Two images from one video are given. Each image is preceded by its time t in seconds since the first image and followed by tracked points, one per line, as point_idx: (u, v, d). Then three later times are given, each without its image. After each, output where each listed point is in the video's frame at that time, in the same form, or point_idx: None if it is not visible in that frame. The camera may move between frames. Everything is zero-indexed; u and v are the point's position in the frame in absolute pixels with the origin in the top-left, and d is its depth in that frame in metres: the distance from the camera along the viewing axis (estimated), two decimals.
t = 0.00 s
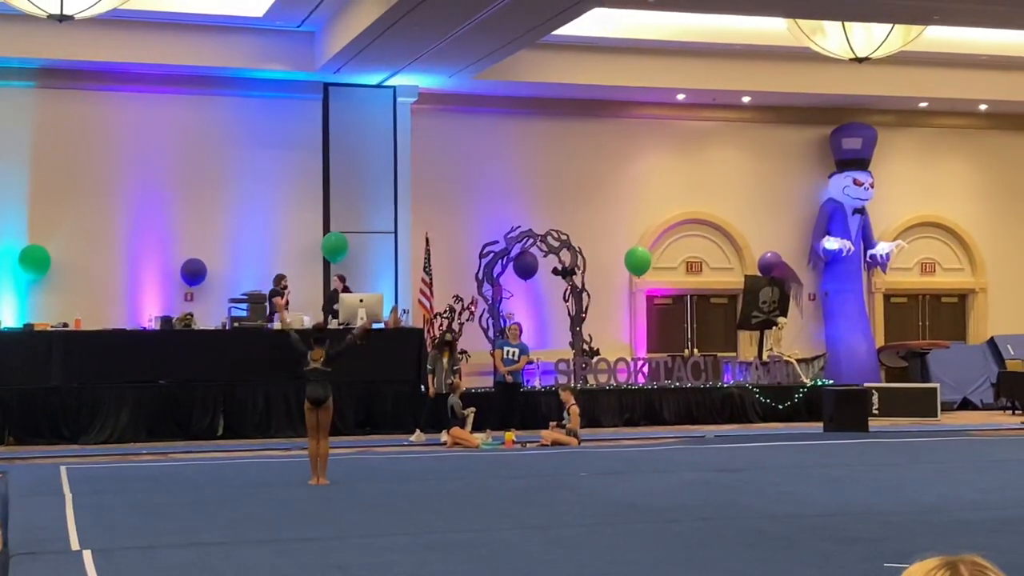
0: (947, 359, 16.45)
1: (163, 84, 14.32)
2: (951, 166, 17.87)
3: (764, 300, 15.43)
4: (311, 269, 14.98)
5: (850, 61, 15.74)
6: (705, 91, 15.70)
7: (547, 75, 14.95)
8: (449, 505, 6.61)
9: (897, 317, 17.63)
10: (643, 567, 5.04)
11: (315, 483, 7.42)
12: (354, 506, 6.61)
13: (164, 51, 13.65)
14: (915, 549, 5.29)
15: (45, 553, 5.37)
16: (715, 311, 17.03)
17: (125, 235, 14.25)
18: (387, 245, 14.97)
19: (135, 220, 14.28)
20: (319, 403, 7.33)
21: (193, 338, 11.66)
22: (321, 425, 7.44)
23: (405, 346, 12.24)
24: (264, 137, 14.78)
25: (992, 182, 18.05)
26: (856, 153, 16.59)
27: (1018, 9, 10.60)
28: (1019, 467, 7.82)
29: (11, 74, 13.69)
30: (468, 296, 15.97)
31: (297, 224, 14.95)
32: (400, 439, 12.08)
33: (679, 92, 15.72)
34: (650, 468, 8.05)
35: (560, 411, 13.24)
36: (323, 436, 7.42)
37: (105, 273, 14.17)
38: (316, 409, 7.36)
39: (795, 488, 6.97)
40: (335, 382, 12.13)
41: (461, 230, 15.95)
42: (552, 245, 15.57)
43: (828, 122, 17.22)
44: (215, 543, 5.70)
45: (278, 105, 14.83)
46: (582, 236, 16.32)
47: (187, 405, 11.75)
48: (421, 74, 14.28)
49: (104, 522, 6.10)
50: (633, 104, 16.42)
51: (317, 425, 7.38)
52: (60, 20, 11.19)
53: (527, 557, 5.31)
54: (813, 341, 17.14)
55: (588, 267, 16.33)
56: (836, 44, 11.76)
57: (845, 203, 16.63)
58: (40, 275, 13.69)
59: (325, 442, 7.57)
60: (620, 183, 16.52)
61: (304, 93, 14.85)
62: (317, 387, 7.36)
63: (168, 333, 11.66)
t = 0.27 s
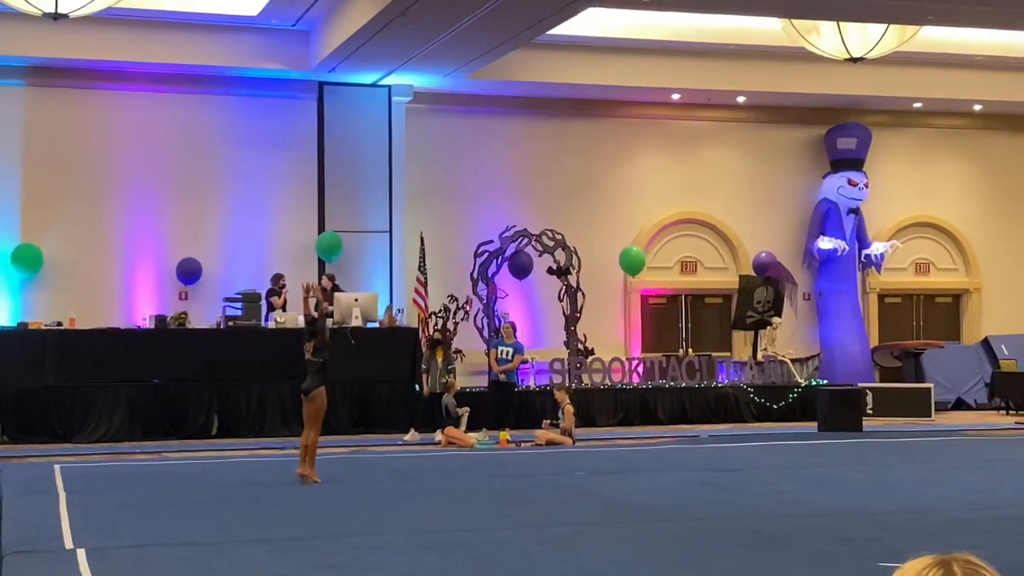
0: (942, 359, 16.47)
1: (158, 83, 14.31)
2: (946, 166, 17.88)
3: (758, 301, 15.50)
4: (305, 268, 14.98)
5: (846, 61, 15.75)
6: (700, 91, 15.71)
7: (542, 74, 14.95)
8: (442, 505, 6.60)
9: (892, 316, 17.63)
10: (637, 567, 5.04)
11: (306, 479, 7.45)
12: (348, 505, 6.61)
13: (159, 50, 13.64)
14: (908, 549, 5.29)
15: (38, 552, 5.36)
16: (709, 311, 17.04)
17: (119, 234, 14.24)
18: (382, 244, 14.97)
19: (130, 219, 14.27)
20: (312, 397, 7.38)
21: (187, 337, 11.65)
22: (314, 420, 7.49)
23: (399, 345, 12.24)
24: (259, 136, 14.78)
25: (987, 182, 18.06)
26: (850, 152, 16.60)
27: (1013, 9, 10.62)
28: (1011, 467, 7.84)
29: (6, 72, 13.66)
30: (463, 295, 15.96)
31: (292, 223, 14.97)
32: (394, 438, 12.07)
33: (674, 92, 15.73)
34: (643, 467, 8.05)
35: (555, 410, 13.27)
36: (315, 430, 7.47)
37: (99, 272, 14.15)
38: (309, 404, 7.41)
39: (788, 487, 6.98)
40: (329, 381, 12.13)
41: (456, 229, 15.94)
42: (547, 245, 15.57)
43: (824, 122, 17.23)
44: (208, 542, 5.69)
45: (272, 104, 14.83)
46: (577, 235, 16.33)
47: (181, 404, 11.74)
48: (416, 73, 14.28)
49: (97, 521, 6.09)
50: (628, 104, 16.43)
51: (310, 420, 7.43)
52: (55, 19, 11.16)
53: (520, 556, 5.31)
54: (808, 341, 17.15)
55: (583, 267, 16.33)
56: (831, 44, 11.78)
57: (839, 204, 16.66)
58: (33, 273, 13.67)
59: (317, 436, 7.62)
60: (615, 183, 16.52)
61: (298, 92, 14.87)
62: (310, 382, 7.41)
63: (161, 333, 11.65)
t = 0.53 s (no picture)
0: (937, 357, 16.49)
1: (154, 80, 14.30)
2: (941, 163, 17.89)
3: (754, 298, 15.41)
4: (301, 265, 14.97)
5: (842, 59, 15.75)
6: (696, 89, 15.71)
7: (537, 72, 14.94)
8: (436, 502, 6.60)
9: (887, 314, 17.64)
10: (631, 564, 5.04)
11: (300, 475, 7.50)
12: (342, 503, 6.60)
13: (154, 47, 13.63)
14: (902, 547, 5.29)
15: (31, 550, 5.35)
16: (705, 309, 17.05)
17: (115, 231, 14.23)
18: (377, 242, 14.96)
19: (125, 216, 14.26)
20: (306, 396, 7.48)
21: (182, 334, 11.64)
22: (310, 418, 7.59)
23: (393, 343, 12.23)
24: (254, 134, 14.77)
25: (982, 180, 18.07)
26: (846, 150, 16.56)
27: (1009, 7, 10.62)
28: (1005, 465, 7.84)
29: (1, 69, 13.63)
30: (458, 293, 15.96)
31: (288, 220, 14.95)
32: (388, 436, 12.04)
33: (670, 89, 15.72)
34: (638, 465, 8.05)
35: (550, 407, 13.25)
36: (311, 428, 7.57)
37: (95, 269, 14.14)
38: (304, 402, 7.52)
39: (782, 485, 6.98)
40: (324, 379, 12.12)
41: (451, 227, 15.94)
42: (543, 242, 15.57)
43: (820, 120, 17.24)
44: (203, 539, 5.68)
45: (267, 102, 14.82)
46: (573, 233, 16.32)
47: (176, 402, 11.73)
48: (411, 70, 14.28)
49: (91, 518, 6.08)
50: (623, 102, 16.43)
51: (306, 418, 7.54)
52: (49, 15, 11.15)
53: (514, 553, 5.31)
54: (803, 338, 17.14)
55: (578, 264, 16.33)
56: (826, 42, 11.80)
57: (835, 201, 16.62)
58: (28, 270, 13.65)
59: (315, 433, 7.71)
60: (610, 181, 16.51)
61: (293, 90, 14.86)
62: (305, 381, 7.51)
63: (157, 330, 11.63)
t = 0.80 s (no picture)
0: (933, 353, 16.53)
1: (150, 77, 14.29)
2: (938, 160, 17.91)
3: (751, 294, 15.42)
4: (297, 261, 14.97)
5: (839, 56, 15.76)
6: (693, 85, 15.71)
7: (533, 68, 14.94)
8: (432, 498, 6.60)
9: (883, 311, 17.67)
10: (627, 560, 5.04)
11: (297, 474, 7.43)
12: (339, 499, 6.60)
13: (150, 43, 13.63)
14: (898, 542, 5.30)
15: (27, 546, 5.36)
16: (702, 305, 17.07)
17: (111, 228, 14.22)
18: (374, 238, 14.96)
19: (122, 212, 14.26)
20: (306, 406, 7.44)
21: (178, 331, 11.63)
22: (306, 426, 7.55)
23: (389, 339, 12.23)
24: (250, 130, 14.76)
25: (978, 176, 18.09)
26: (841, 147, 16.55)
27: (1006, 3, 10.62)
28: (1000, 460, 7.85)
29: None
30: (454, 289, 15.97)
31: (284, 217, 14.95)
32: (385, 432, 12.06)
33: (666, 86, 15.73)
34: (634, 461, 8.05)
35: (546, 403, 13.27)
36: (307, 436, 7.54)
37: (91, 266, 14.13)
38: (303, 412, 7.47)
39: (777, 481, 6.99)
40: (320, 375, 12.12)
41: (448, 223, 15.94)
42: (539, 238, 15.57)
43: (816, 117, 17.25)
44: (199, 536, 5.68)
45: (263, 98, 14.81)
46: (569, 229, 16.33)
47: (172, 399, 11.73)
48: (407, 66, 14.28)
49: (87, 515, 6.08)
50: (619, 98, 16.44)
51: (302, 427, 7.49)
52: (45, 12, 11.14)
53: (511, 550, 5.31)
54: (800, 335, 17.16)
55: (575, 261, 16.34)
56: (823, 38, 11.80)
57: (831, 198, 16.65)
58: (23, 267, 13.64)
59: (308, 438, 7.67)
60: (607, 177, 16.51)
61: (289, 86, 14.86)
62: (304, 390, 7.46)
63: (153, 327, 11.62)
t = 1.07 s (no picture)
0: (928, 347, 16.60)
1: (146, 73, 14.26)
2: (933, 156, 17.93)
3: (747, 289, 15.45)
4: (293, 256, 14.96)
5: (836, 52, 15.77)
6: (689, 81, 15.72)
7: (530, 63, 14.94)
8: (429, 492, 6.60)
9: (880, 306, 17.70)
10: (625, 555, 5.05)
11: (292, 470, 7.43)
12: (336, 494, 6.61)
13: (146, 38, 13.60)
14: (894, 536, 5.31)
15: (24, 542, 5.35)
16: (698, 300, 17.08)
17: (108, 224, 14.21)
18: (371, 233, 14.95)
19: (118, 208, 14.23)
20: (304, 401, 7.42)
21: (174, 326, 11.61)
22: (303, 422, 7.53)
23: (386, 333, 12.23)
24: (246, 125, 14.73)
25: (973, 171, 18.10)
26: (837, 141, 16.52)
27: None
28: (996, 453, 7.87)
29: None
30: (451, 284, 15.97)
31: (280, 212, 14.92)
32: (382, 427, 12.06)
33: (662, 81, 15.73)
34: (631, 455, 8.05)
35: (543, 397, 13.29)
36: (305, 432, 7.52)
37: (87, 262, 14.12)
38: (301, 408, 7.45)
39: (774, 475, 7.00)
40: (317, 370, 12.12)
41: (444, 218, 15.94)
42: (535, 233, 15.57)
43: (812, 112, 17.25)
44: (197, 531, 5.68)
45: (260, 93, 14.78)
46: (565, 224, 16.34)
47: (168, 395, 11.73)
48: (403, 62, 14.27)
49: (84, 510, 6.08)
50: (616, 93, 16.44)
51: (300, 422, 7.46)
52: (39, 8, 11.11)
53: (508, 544, 5.32)
54: (796, 330, 17.21)
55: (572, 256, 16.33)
56: (819, 34, 11.82)
57: (827, 193, 16.67)
58: (19, 263, 13.62)
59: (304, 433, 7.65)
60: (603, 172, 16.52)
61: (285, 81, 14.83)
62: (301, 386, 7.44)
63: (149, 323, 11.60)
